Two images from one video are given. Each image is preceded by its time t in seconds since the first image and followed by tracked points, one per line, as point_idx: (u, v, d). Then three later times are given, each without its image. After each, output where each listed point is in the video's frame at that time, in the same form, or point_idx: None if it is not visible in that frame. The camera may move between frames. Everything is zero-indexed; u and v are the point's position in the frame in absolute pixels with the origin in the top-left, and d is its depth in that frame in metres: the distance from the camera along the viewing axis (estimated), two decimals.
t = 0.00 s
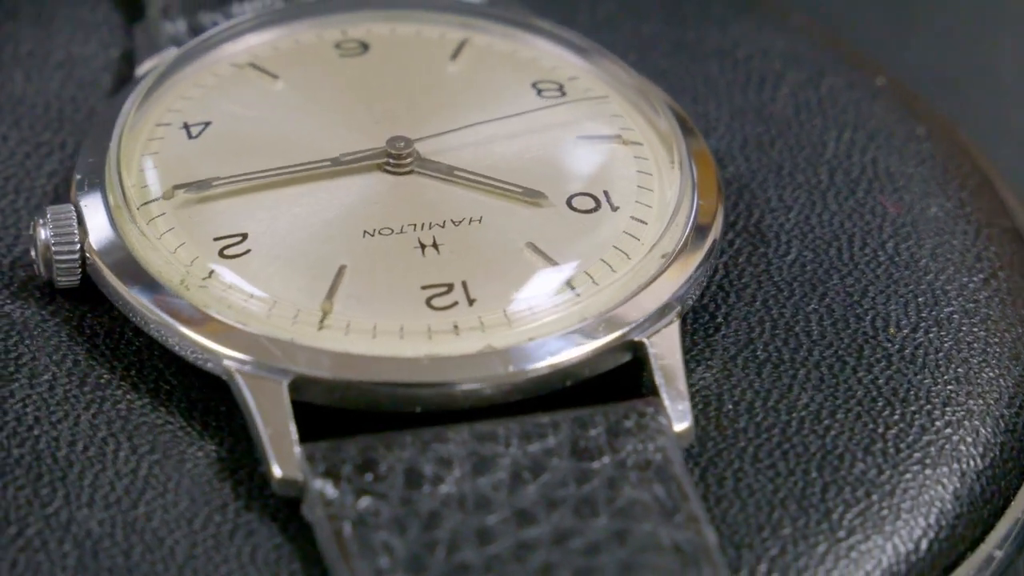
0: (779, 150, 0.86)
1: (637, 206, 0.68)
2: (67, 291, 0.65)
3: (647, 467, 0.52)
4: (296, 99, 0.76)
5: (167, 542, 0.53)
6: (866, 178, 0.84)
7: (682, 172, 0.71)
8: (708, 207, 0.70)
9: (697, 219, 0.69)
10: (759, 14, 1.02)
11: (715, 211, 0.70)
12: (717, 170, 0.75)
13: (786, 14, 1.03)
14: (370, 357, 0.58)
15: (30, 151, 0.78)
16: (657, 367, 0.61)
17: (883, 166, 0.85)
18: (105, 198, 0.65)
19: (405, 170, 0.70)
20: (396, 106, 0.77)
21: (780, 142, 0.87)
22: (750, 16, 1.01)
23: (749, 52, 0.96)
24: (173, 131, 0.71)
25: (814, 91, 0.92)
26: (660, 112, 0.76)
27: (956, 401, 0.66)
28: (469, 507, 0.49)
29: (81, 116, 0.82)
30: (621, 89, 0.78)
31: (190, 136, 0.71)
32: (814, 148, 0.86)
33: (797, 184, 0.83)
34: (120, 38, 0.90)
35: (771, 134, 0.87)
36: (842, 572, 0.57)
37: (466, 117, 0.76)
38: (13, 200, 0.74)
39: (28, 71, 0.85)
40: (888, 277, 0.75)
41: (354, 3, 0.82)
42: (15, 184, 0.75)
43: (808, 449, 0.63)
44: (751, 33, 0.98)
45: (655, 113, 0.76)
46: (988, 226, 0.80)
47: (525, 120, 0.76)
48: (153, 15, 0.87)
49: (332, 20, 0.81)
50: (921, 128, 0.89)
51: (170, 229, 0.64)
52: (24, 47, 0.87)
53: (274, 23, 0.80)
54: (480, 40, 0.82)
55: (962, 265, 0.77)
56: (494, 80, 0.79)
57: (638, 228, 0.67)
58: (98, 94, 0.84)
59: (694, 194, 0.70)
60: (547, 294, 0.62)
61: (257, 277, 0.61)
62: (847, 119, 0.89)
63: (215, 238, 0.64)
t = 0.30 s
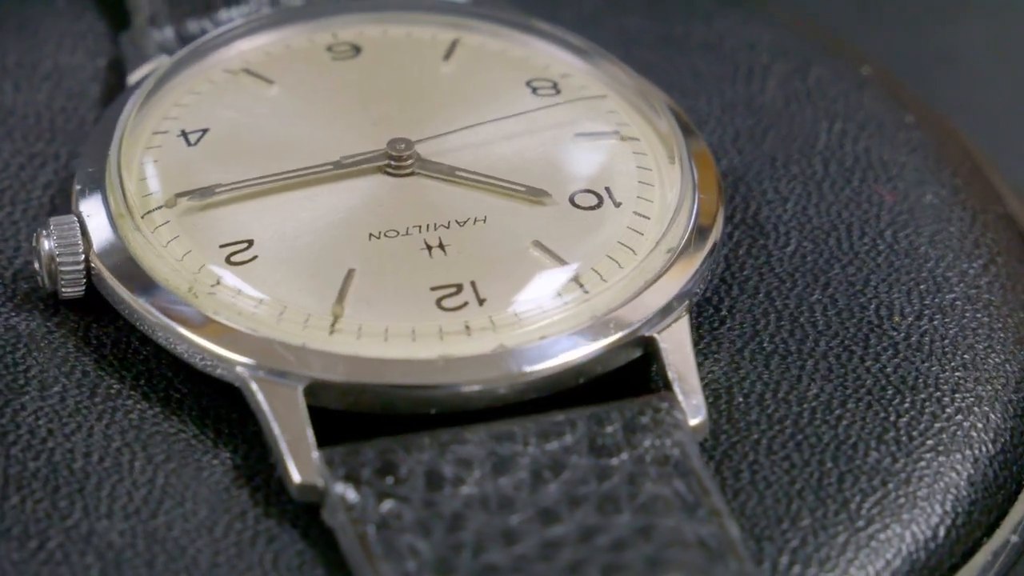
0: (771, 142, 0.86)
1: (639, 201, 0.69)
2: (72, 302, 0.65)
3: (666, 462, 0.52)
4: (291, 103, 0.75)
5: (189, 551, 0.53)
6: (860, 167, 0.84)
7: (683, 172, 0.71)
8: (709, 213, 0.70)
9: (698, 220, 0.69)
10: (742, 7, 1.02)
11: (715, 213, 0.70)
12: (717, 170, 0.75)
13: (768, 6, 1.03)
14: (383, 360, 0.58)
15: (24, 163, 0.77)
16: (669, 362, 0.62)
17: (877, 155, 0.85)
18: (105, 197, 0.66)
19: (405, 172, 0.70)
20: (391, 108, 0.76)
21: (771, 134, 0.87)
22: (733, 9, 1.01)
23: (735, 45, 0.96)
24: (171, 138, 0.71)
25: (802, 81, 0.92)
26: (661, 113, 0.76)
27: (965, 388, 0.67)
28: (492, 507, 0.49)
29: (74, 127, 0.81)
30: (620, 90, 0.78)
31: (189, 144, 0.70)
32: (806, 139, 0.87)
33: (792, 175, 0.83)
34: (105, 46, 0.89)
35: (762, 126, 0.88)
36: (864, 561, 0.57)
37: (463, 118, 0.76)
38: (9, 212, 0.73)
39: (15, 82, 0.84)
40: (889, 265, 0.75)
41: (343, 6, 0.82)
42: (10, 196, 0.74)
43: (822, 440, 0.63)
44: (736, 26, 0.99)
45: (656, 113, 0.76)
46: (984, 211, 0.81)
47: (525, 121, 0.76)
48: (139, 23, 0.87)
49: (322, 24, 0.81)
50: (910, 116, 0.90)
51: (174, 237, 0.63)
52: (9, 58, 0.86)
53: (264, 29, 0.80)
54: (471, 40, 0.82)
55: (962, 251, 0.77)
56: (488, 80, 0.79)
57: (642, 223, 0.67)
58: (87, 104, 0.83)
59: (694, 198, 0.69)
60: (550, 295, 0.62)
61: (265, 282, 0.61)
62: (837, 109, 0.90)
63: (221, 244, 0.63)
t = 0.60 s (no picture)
0: (761, 134, 0.86)
1: (641, 196, 0.69)
2: (77, 312, 0.64)
3: (684, 457, 0.52)
4: (286, 104, 0.75)
5: (213, 559, 0.52)
6: (852, 157, 0.85)
7: (683, 173, 0.71)
8: (709, 215, 0.69)
9: (699, 221, 0.69)
10: None
11: (716, 216, 0.70)
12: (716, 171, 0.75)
13: None
14: (397, 362, 0.58)
15: (18, 175, 0.76)
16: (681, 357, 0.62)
17: (868, 143, 0.86)
18: (105, 199, 0.66)
19: (405, 174, 0.70)
20: (388, 110, 0.76)
21: (762, 125, 0.87)
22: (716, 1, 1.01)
23: (720, 36, 0.97)
24: (169, 146, 0.70)
25: (790, 72, 0.93)
26: (661, 114, 0.76)
27: (973, 374, 0.67)
28: (515, 507, 0.49)
29: (67, 138, 0.80)
30: (619, 91, 0.78)
31: (187, 151, 0.70)
32: (797, 129, 0.87)
33: (785, 166, 0.83)
34: (91, 55, 0.88)
35: (752, 118, 0.88)
36: (885, 551, 0.58)
37: (460, 118, 0.76)
38: (6, 224, 0.72)
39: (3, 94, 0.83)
40: (888, 254, 0.76)
41: (329, 8, 0.82)
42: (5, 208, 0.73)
43: (835, 430, 0.64)
44: (720, 17, 0.99)
45: (656, 114, 0.76)
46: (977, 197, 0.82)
47: (524, 121, 0.76)
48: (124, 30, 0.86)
49: (311, 27, 0.81)
50: (897, 104, 0.90)
51: (180, 246, 0.63)
52: None
53: (253, 34, 0.79)
54: (460, 39, 0.82)
55: (960, 237, 0.78)
56: (482, 78, 0.80)
57: (645, 218, 0.68)
58: (77, 114, 0.82)
59: (695, 198, 0.69)
60: (547, 297, 0.62)
61: (274, 287, 0.61)
62: (826, 99, 0.90)
63: (227, 251, 0.63)
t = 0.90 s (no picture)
0: (752, 125, 0.87)
1: (643, 191, 0.70)
2: (83, 323, 0.64)
3: (702, 451, 0.53)
4: (281, 109, 0.75)
5: (237, 565, 0.52)
6: (844, 147, 0.85)
7: (685, 174, 0.71)
8: (709, 215, 0.70)
9: (700, 223, 0.69)
10: None
11: (715, 219, 0.70)
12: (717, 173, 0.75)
13: None
14: (409, 364, 0.58)
15: (12, 187, 0.75)
16: (693, 350, 0.63)
17: (859, 132, 0.87)
18: (105, 199, 0.66)
19: (405, 175, 0.70)
20: (384, 111, 0.76)
21: (753, 116, 0.88)
22: None
23: (705, 30, 0.97)
24: (167, 153, 0.70)
25: (777, 63, 0.93)
26: (662, 115, 0.76)
27: (979, 360, 0.69)
28: (538, 505, 0.49)
29: (60, 148, 0.79)
30: (618, 91, 0.79)
31: (185, 158, 0.69)
32: (788, 120, 0.88)
33: (778, 157, 0.84)
34: (77, 64, 0.88)
35: (742, 110, 0.88)
36: (904, 539, 0.59)
37: (458, 118, 0.76)
38: (5, 236, 0.71)
39: None
40: (888, 243, 0.76)
41: (318, 12, 0.82)
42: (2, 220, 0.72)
43: (847, 420, 0.65)
44: (703, 11, 0.99)
45: (656, 115, 0.76)
46: (968, 185, 0.83)
47: (524, 122, 0.76)
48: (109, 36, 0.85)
49: (300, 30, 0.81)
50: (884, 94, 0.92)
51: (186, 254, 0.63)
52: None
53: (244, 39, 0.79)
54: (450, 39, 0.82)
55: (956, 224, 0.79)
56: (476, 78, 0.80)
57: (648, 213, 0.68)
58: (67, 123, 0.82)
59: (695, 198, 0.70)
60: (550, 298, 0.62)
61: (284, 292, 0.61)
62: (815, 90, 0.91)
63: (234, 258, 0.63)
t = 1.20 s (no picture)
0: (742, 119, 0.88)
1: (643, 186, 0.71)
2: (90, 333, 0.63)
3: (718, 444, 0.53)
4: (277, 113, 0.75)
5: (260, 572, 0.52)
6: (835, 138, 0.86)
7: (685, 175, 0.71)
8: (709, 216, 0.70)
9: (701, 224, 0.69)
10: None
11: (716, 219, 0.70)
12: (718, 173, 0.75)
13: None
14: (423, 367, 0.58)
15: (8, 198, 0.75)
16: (704, 342, 0.64)
17: (848, 122, 0.88)
18: (105, 200, 0.66)
19: (405, 177, 0.70)
20: (382, 113, 0.76)
21: (743, 110, 0.89)
22: None
23: (690, 25, 0.98)
24: (166, 161, 0.70)
25: (762, 58, 0.94)
26: (662, 116, 0.76)
27: (984, 345, 0.70)
28: (560, 504, 0.50)
29: (55, 159, 0.79)
30: (616, 90, 0.79)
31: (185, 165, 0.69)
32: (778, 112, 0.89)
33: (770, 149, 0.85)
34: (65, 74, 0.87)
35: (730, 104, 0.89)
36: (922, 527, 0.60)
37: (455, 118, 0.77)
38: (4, 248, 0.71)
39: None
40: (887, 233, 0.78)
41: (306, 17, 0.82)
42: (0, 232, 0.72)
43: (857, 409, 0.66)
44: (687, 6, 1.00)
45: (656, 115, 0.76)
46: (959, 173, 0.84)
47: (524, 123, 0.76)
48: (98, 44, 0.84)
49: (291, 35, 0.81)
50: (871, 83, 0.93)
51: (191, 262, 0.63)
52: None
53: (235, 44, 0.79)
54: (442, 39, 0.83)
55: (953, 212, 0.80)
56: (469, 78, 0.80)
57: (650, 208, 0.69)
58: (59, 134, 0.81)
59: (696, 200, 0.70)
60: (549, 300, 0.62)
61: (292, 298, 0.61)
62: (802, 81, 0.92)
63: (241, 265, 0.63)
